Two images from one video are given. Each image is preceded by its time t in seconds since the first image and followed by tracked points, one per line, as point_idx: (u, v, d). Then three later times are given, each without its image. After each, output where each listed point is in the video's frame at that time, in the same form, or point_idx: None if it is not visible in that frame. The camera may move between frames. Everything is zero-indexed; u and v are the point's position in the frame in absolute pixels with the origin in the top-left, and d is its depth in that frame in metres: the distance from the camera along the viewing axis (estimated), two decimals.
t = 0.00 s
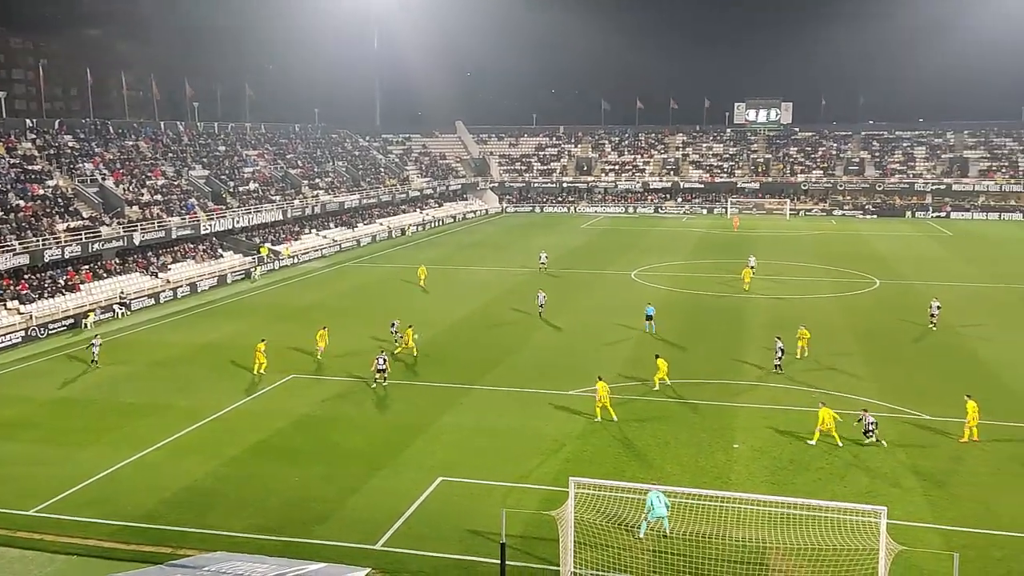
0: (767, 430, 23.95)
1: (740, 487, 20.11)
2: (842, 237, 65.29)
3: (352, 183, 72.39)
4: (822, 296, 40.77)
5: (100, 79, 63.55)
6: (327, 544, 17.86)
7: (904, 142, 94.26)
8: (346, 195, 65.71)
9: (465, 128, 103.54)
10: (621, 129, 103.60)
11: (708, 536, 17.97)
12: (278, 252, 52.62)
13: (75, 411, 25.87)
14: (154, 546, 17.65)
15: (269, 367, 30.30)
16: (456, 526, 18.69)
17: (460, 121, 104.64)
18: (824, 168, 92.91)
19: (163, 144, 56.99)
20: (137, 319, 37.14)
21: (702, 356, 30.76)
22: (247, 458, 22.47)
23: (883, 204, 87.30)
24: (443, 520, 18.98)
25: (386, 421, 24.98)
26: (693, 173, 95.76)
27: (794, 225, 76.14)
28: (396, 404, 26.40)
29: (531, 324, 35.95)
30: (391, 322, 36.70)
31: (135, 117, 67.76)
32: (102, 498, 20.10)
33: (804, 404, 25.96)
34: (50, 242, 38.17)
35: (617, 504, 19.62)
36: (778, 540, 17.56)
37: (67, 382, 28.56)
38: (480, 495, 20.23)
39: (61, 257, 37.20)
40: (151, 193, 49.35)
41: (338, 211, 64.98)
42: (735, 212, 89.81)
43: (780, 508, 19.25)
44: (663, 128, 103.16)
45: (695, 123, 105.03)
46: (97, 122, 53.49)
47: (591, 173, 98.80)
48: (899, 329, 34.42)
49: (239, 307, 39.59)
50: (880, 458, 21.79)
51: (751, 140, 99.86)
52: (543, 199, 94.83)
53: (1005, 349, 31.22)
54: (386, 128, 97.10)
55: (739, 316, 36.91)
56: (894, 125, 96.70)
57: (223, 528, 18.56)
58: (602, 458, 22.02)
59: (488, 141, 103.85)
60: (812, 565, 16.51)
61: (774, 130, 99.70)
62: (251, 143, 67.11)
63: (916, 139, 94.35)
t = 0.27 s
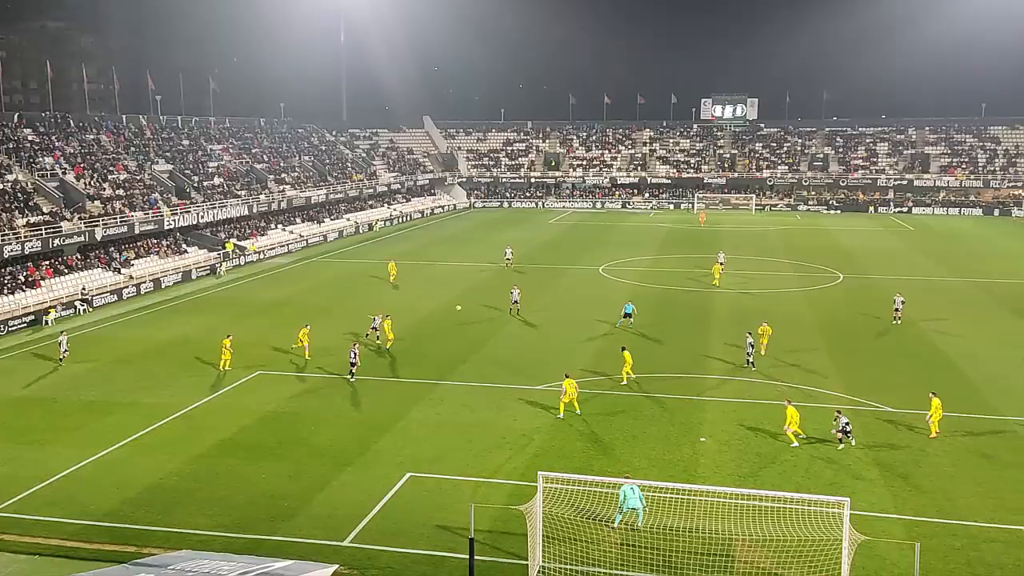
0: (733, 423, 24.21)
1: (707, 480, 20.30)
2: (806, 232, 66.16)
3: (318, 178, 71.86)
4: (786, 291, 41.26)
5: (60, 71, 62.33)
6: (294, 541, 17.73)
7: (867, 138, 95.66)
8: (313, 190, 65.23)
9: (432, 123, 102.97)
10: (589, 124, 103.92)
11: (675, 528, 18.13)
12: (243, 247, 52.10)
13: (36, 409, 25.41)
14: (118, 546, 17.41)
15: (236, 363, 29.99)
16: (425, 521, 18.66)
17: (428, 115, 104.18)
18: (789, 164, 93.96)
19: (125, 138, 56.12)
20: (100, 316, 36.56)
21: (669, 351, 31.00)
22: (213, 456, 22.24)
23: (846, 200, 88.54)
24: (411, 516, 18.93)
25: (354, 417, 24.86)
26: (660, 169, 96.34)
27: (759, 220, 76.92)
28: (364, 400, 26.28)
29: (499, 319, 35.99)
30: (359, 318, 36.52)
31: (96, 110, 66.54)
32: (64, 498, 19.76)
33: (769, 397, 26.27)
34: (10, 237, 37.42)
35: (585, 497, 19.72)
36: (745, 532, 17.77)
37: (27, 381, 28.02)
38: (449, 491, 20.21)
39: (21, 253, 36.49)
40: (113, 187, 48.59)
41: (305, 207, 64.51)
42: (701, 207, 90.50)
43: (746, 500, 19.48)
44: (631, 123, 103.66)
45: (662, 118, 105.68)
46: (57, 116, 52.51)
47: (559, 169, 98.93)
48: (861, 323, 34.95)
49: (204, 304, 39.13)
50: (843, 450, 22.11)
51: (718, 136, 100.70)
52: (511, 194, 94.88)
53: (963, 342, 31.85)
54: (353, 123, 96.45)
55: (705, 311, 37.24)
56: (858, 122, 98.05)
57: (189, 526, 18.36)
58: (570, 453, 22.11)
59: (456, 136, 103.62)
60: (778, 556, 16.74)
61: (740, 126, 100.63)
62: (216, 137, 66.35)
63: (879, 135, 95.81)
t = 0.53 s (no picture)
0: (696, 415, 24.47)
1: (670, 472, 20.50)
2: (767, 226, 67.03)
3: (281, 172, 71.18)
4: (747, 284, 41.80)
5: (13, 62, 60.94)
6: (258, 539, 17.58)
7: (827, 133, 97.11)
8: (276, 184, 64.62)
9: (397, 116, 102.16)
10: (553, 119, 104.14)
11: (638, 520, 18.27)
12: (204, 242, 51.44)
13: None
14: (78, 545, 17.12)
15: (197, 359, 29.63)
16: (390, 516, 18.60)
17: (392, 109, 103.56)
18: (751, 159, 95.01)
19: (82, 131, 55.11)
20: (57, 311, 35.87)
21: (633, 344, 31.24)
22: (174, 453, 21.95)
23: (807, 194, 89.87)
24: (376, 511, 18.87)
25: (318, 413, 24.69)
26: (624, 164, 96.84)
27: (721, 215, 77.70)
28: (328, 395, 26.12)
29: (464, 313, 35.99)
30: (323, 313, 36.29)
31: (51, 101, 65.14)
32: (20, 497, 19.37)
33: (730, 389, 26.60)
34: None
35: (549, 490, 19.79)
36: (707, 523, 17.96)
37: None
38: (414, 485, 20.17)
39: None
40: (70, 181, 47.69)
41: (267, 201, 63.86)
42: (665, 201, 91.17)
43: (709, 491, 19.68)
44: (595, 118, 104.06)
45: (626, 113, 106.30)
46: (11, 107, 51.37)
47: (524, 163, 98.96)
48: (820, 316, 35.54)
49: (165, 299, 38.57)
50: (803, 441, 22.45)
51: (681, 131, 101.53)
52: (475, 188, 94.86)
53: (919, 335, 32.54)
54: (316, 116, 95.60)
55: (667, 304, 37.59)
56: (818, 117, 99.47)
57: (150, 525, 18.11)
58: (535, 446, 22.18)
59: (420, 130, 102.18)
60: (740, 546, 16.95)
61: (703, 121, 101.57)
62: (175, 129, 65.41)
63: (838, 131, 97.31)
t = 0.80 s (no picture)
0: (660, 408, 24.66)
1: (635, 465, 20.63)
2: (730, 220, 67.75)
3: (242, 165, 70.32)
4: (709, 278, 42.21)
5: None
6: (220, 537, 17.36)
7: (788, 129, 98.38)
8: (237, 178, 63.82)
9: (360, 110, 101.95)
10: (518, 113, 104.17)
11: (604, 513, 18.33)
12: (163, 236, 50.65)
13: None
14: (35, 546, 16.76)
15: (157, 356, 29.16)
16: (355, 513, 18.48)
17: (355, 103, 102.68)
18: (714, 153, 95.96)
19: (36, 123, 53.99)
20: (11, 307, 35.10)
21: (599, 338, 31.39)
22: (134, 451, 21.60)
23: (768, 188, 91.01)
24: (341, 508, 18.74)
25: (282, 409, 24.46)
26: (589, 158, 97.10)
27: (684, 209, 78.35)
28: (292, 391, 25.88)
29: (429, 308, 35.89)
30: (287, 308, 35.93)
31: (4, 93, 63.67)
32: None
33: (694, 382, 26.86)
34: None
35: (515, 484, 19.77)
36: (672, 514, 18.09)
37: None
38: (379, 481, 20.07)
39: None
40: (24, 174, 46.72)
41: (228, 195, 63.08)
42: (630, 195, 91.67)
43: (673, 483, 19.82)
44: (559, 113, 104.24)
45: (591, 107, 106.72)
46: None
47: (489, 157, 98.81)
48: (782, 309, 36.01)
49: (123, 295, 37.91)
50: (765, 433, 22.73)
51: (645, 126, 102.18)
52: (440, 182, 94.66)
53: (878, 327, 33.11)
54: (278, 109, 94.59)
55: (632, 298, 37.85)
56: (780, 113, 100.73)
57: (109, 524, 17.80)
58: (501, 441, 22.17)
59: (385, 124, 102.94)
60: (704, 537, 17.10)
61: (667, 116, 102.36)
62: (133, 122, 64.36)
63: (799, 126, 98.63)
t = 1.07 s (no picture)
0: (625, 400, 24.76)
1: (600, 457, 20.70)
2: (695, 213, 68.22)
3: (202, 157, 69.25)
4: (673, 271, 42.50)
5: None
6: (180, 535, 17.09)
7: (751, 123, 99.27)
8: (197, 171, 62.94)
9: (323, 102, 100.22)
10: (483, 106, 103.80)
11: (570, 506, 18.28)
12: (121, 230, 49.76)
13: None
14: None
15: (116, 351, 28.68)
16: (320, 509, 18.31)
17: (318, 95, 101.46)
18: (679, 147, 96.57)
19: None
20: None
21: (565, 331, 31.48)
22: (91, 449, 21.20)
23: (732, 182, 91.96)
24: (305, 504, 18.55)
25: (244, 405, 24.18)
26: (554, 152, 97.18)
27: (648, 202, 78.81)
28: (254, 387, 25.58)
29: (395, 302, 35.70)
30: (250, 303, 35.50)
31: None
32: None
33: (659, 374, 27.04)
34: None
35: (481, 477, 19.67)
36: (638, 506, 18.14)
37: None
38: (343, 476, 19.92)
39: None
40: None
41: (188, 188, 62.16)
42: (595, 189, 91.92)
43: (639, 475, 19.89)
44: (524, 106, 104.07)
45: (557, 101, 106.75)
46: None
47: (454, 150, 98.45)
48: (744, 301, 36.41)
49: (80, 290, 37.21)
50: (729, 424, 22.89)
51: (610, 119, 102.46)
52: (405, 175, 94.26)
53: (837, 318, 33.63)
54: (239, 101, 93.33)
55: (596, 291, 37.96)
56: (742, 108, 101.78)
57: (66, 524, 17.42)
58: (467, 435, 22.10)
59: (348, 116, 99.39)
60: (669, 528, 17.16)
61: (632, 110, 102.76)
62: (88, 114, 63.13)
63: (761, 121, 99.59)
